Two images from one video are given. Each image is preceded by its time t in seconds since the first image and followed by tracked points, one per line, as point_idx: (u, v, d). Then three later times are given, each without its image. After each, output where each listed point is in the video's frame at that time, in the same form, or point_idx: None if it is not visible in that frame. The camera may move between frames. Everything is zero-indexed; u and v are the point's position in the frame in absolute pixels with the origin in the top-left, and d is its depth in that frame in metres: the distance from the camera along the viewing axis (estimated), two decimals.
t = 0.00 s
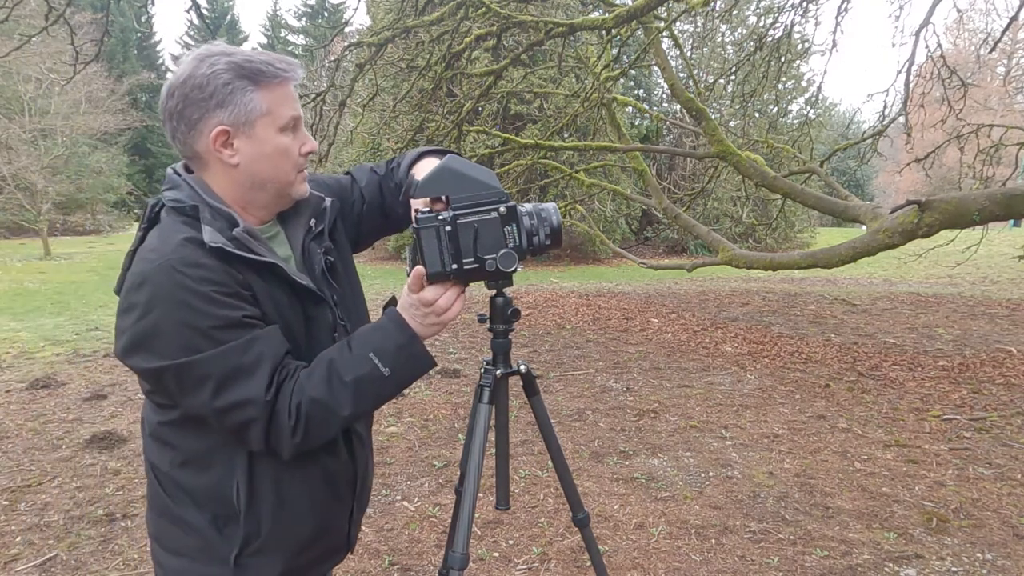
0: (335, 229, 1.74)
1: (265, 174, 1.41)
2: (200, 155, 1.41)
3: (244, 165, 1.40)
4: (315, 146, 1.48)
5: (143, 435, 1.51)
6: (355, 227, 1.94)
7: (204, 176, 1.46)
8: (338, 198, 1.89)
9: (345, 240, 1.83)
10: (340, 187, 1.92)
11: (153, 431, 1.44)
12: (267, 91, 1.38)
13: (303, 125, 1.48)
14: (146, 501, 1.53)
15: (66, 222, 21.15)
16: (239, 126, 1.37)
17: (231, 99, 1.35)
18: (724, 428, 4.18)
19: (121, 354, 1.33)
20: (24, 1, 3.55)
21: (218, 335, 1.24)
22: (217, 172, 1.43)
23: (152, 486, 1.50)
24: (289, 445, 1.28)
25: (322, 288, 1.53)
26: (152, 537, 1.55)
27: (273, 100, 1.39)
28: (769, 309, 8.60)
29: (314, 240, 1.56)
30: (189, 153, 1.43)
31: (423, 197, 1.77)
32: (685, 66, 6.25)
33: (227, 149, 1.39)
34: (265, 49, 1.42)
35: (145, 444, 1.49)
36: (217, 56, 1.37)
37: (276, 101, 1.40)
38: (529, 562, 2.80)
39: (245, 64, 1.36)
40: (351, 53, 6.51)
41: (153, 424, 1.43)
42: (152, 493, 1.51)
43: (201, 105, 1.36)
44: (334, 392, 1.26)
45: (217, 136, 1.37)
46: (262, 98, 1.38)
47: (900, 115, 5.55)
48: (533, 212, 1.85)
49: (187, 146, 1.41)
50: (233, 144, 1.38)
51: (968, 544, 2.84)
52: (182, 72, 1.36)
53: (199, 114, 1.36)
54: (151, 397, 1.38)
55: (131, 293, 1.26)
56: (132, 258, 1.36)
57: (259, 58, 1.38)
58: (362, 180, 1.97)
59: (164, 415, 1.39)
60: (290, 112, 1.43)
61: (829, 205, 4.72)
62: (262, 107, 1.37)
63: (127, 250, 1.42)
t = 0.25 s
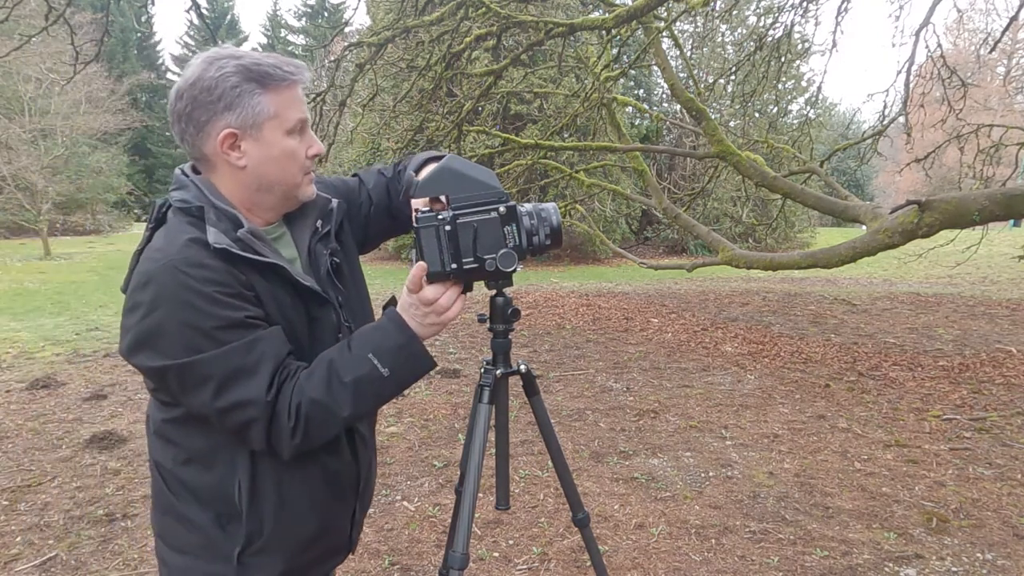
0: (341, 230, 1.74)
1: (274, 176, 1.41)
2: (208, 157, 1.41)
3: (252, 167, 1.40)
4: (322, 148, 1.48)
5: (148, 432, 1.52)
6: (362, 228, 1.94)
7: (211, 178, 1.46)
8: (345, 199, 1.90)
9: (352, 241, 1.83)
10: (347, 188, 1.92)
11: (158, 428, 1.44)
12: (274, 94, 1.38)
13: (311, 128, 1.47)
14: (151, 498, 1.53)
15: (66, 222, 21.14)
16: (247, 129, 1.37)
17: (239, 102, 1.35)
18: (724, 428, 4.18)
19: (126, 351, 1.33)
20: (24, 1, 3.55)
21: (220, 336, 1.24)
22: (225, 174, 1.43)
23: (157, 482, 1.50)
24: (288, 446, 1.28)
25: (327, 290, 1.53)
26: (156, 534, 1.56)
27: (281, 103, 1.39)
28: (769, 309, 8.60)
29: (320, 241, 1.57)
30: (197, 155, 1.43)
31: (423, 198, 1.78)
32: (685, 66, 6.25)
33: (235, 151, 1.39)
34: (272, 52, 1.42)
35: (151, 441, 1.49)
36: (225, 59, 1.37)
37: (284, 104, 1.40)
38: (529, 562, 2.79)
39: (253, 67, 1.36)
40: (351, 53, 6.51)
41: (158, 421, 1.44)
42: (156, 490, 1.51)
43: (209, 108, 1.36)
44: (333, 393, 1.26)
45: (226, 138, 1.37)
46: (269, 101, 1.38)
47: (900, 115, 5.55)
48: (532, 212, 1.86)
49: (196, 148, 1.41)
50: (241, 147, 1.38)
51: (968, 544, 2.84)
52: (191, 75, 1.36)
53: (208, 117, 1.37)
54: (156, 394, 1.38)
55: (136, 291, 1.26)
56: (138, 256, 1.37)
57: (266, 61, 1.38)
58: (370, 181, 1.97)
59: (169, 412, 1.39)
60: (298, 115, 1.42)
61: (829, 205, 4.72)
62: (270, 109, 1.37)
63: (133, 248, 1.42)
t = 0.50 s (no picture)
0: (347, 232, 1.74)
1: (278, 179, 1.41)
2: (213, 159, 1.41)
3: (256, 170, 1.40)
4: (326, 151, 1.47)
5: (152, 431, 1.52)
6: (368, 231, 1.93)
7: (216, 179, 1.46)
8: (351, 201, 1.89)
9: (358, 242, 1.83)
10: (354, 190, 1.91)
11: (162, 427, 1.44)
12: (279, 97, 1.38)
13: (316, 131, 1.47)
14: (155, 497, 1.53)
15: (66, 222, 21.11)
16: (251, 131, 1.37)
17: (242, 105, 1.35)
18: (724, 428, 4.18)
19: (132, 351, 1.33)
20: (24, 1, 3.55)
21: (224, 337, 1.24)
22: (230, 176, 1.43)
23: (161, 482, 1.50)
24: (290, 446, 1.28)
25: (332, 291, 1.53)
26: (160, 533, 1.56)
27: (285, 106, 1.39)
28: (769, 309, 8.60)
29: (325, 242, 1.56)
30: (202, 156, 1.43)
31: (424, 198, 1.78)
32: (685, 66, 6.25)
33: (239, 153, 1.39)
34: (277, 55, 1.41)
35: (155, 440, 1.49)
36: (229, 62, 1.37)
37: (288, 107, 1.39)
38: (529, 562, 2.80)
39: (257, 71, 1.36)
40: (351, 53, 6.51)
41: (163, 421, 1.44)
42: (160, 489, 1.51)
43: (213, 111, 1.36)
44: (333, 393, 1.26)
45: (230, 141, 1.37)
46: (273, 104, 1.37)
47: (900, 115, 5.55)
48: (532, 212, 1.86)
49: (201, 150, 1.42)
50: (245, 149, 1.38)
51: (968, 544, 2.84)
52: (195, 78, 1.36)
53: (212, 119, 1.37)
54: (161, 394, 1.38)
55: (141, 292, 1.26)
56: (142, 257, 1.37)
57: (270, 64, 1.37)
58: (376, 184, 1.97)
59: (174, 412, 1.39)
60: (302, 118, 1.42)
61: (829, 205, 4.72)
62: (274, 112, 1.37)
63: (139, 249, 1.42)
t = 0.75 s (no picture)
0: (350, 234, 1.74)
1: (259, 181, 1.39)
2: (204, 159, 1.42)
3: (239, 171, 1.39)
4: (316, 155, 1.42)
5: (154, 431, 1.52)
6: (371, 234, 1.93)
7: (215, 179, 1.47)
8: (355, 203, 1.89)
9: (362, 245, 1.83)
10: (358, 193, 1.91)
11: (163, 428, 1.44)
12: (261, 99, 1.35)
13: (306, 134, 1.43)
14: (156, 496, 1.53)
15: (66, 222, 21.09)
16: (233, 134, 1.36)
17: (223, 107, 1.34)
18: (724, 428, 4.18)
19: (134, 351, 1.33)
20: (24, 1, 3.55)
21: (225, 337, 1.24)
22: (219, 176, 1.43)
23: (162, 482, 1.50)
24: (288, 446, 1.28)
25: (335, 294, 1.53)
26: (161, 533, 1.56)
27: (267, 109, 1.35)
28: (769, 309, 8.60)
29: (328, 244, 1.57)
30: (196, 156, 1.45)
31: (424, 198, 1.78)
32: (685, 66, 6.25)
33: (224, 155, 1.39)
34: (267, 56, 1.38)
35: (156, 440, 1.49)
36: (217, 63, 1.36)
37: (270, 109, 1.35)
38: (529, 562, 2.79)
39: (240, 73, 1.34)
40: (351, 53, 6.51)
41: (164, 421, 1.44)
42: (161, 489, 1.51)
43: (199, 112, 1.37)
44: (330, 393, 1.26)
45: (212, 142, 1.37)
46: (254, 106, 1.35)
47: (900, 115, 5.55)
48: (532, 212, 1.86)
49: (193, 150, 1.43)
50: (229, 151, 1.38)
51: (968, 544, 2.84)
52: (187, 79, 1.38)
53: (198, 121, 1.38)
54: (162, 394, 1.38)
55: (142, 291, 1.26)
56: (145, 257, 1.36)
57: (255, 65, 1.35)
58: (380, 187, 1.97)
59: (175, 412, 1.39)
60: (288, 120, 1.37)
61: (829, 205, 4.72)
62: (254, 114, 1.34)
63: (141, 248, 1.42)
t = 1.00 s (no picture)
0: (352, 238, 1.74)
1: (248, 182, 1.39)
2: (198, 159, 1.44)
3: (229, 171, 1.39)
4: (306, 155, 1.41)
5: (148, 431, 1.52)
6: (376, 241, 1.92)
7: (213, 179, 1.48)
8: (359, 210, 1.88)
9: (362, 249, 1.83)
10: (363, 201, 1.90)
11: (157, 429, 1.44)
12: (249, 99, 1.35)
13: (297, 134, 1.41)
14: (151, 496, 1.53)
15: (66, 222, 21.07)
16: (222, 134, 1.36)
17: (211, 107, 1.35)
18: (724, 428, 4.18)
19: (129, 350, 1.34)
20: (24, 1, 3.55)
21: (221, 335, 1.25)
22: (213, 176, 1.45)
23: (156, 484, 1.50)
24: (286, 447, 1.28)
25: (333, 299, 1.53)
26: (156, 535, 1.56)
27: (255, 108, 1.35)
28: (769, 309, 8.60)
29: (328, 248, 1.57)
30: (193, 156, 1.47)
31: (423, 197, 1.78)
32: (685, 66, 6.25)
33: (215, 155, 1.39)
34: (258, 55, 1.38)
35: (151, 442, 1.49)
36: (208, 63, 1.36)
37: (257, 108, 1.35)
38: (529, 562, 2.80)
39: (229, 72, 1.34)
40: (351, 53, 6.51)
41: (159, 422, 1.43)
42: (155, 491, 1.51)
43: (191, 112, 1.38)
44: (331, 395, 1.26)
45: (202, 142, 1.38)
46: (242, 105, 1.34)
47: (900, 115, 5.55)
48: (532, 212, 1.86)
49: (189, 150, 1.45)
50: (219, 151, 1.39)
51: (968, 544, 2.84)
52: (181, 79, 1.40)
53: (190, 121, 1.39)
54: (156, 394, 1.38)
55: (137, 289, 1.26)
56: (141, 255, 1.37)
57: (242, 65, 1.34)
58: (386, 196, 1.97)
59: (169, 413, 1.39)
60: (275, 120, 1.36)
61: (829, 205, 4.72)
62: (241, 114, 1.34)
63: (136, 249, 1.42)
